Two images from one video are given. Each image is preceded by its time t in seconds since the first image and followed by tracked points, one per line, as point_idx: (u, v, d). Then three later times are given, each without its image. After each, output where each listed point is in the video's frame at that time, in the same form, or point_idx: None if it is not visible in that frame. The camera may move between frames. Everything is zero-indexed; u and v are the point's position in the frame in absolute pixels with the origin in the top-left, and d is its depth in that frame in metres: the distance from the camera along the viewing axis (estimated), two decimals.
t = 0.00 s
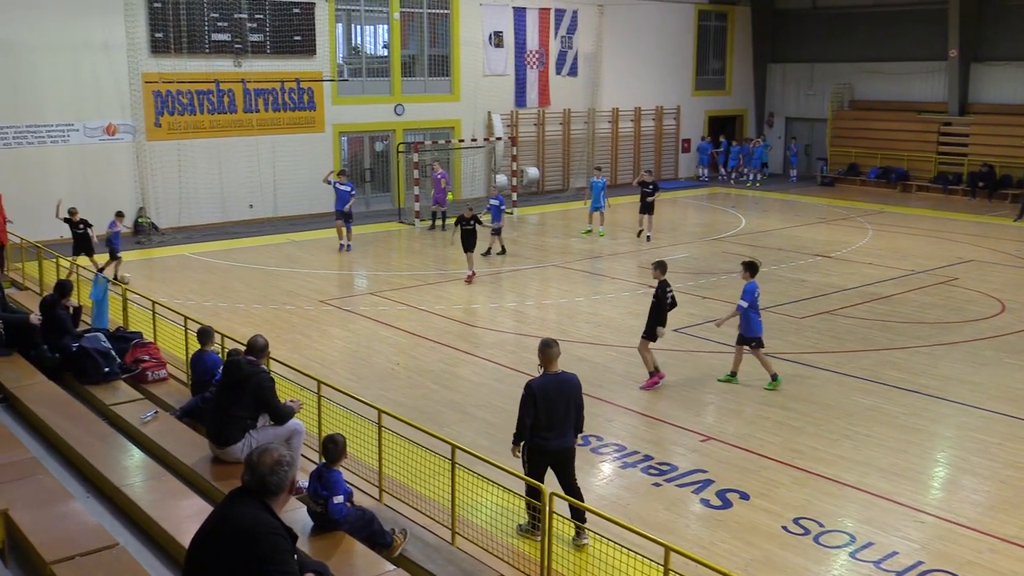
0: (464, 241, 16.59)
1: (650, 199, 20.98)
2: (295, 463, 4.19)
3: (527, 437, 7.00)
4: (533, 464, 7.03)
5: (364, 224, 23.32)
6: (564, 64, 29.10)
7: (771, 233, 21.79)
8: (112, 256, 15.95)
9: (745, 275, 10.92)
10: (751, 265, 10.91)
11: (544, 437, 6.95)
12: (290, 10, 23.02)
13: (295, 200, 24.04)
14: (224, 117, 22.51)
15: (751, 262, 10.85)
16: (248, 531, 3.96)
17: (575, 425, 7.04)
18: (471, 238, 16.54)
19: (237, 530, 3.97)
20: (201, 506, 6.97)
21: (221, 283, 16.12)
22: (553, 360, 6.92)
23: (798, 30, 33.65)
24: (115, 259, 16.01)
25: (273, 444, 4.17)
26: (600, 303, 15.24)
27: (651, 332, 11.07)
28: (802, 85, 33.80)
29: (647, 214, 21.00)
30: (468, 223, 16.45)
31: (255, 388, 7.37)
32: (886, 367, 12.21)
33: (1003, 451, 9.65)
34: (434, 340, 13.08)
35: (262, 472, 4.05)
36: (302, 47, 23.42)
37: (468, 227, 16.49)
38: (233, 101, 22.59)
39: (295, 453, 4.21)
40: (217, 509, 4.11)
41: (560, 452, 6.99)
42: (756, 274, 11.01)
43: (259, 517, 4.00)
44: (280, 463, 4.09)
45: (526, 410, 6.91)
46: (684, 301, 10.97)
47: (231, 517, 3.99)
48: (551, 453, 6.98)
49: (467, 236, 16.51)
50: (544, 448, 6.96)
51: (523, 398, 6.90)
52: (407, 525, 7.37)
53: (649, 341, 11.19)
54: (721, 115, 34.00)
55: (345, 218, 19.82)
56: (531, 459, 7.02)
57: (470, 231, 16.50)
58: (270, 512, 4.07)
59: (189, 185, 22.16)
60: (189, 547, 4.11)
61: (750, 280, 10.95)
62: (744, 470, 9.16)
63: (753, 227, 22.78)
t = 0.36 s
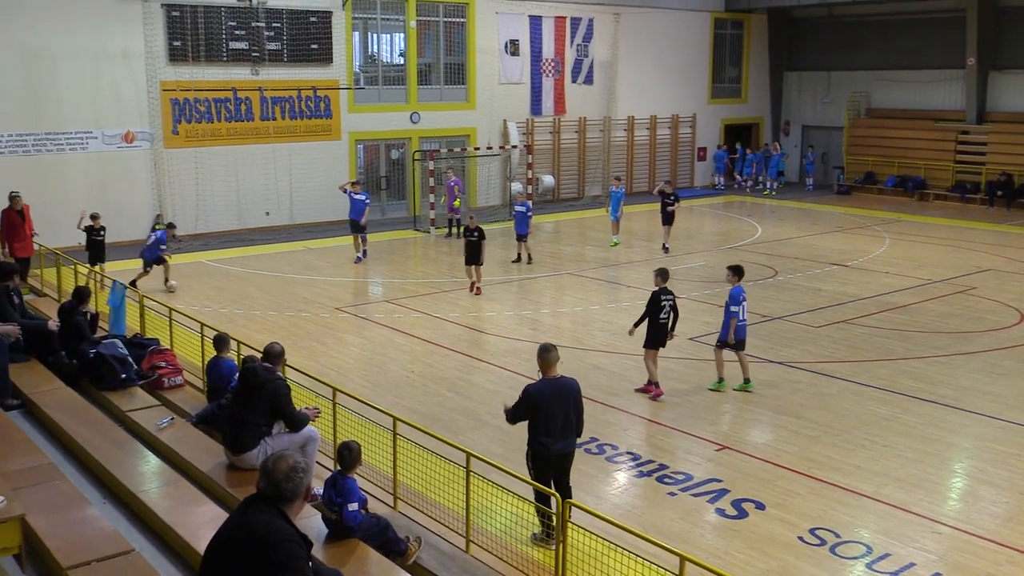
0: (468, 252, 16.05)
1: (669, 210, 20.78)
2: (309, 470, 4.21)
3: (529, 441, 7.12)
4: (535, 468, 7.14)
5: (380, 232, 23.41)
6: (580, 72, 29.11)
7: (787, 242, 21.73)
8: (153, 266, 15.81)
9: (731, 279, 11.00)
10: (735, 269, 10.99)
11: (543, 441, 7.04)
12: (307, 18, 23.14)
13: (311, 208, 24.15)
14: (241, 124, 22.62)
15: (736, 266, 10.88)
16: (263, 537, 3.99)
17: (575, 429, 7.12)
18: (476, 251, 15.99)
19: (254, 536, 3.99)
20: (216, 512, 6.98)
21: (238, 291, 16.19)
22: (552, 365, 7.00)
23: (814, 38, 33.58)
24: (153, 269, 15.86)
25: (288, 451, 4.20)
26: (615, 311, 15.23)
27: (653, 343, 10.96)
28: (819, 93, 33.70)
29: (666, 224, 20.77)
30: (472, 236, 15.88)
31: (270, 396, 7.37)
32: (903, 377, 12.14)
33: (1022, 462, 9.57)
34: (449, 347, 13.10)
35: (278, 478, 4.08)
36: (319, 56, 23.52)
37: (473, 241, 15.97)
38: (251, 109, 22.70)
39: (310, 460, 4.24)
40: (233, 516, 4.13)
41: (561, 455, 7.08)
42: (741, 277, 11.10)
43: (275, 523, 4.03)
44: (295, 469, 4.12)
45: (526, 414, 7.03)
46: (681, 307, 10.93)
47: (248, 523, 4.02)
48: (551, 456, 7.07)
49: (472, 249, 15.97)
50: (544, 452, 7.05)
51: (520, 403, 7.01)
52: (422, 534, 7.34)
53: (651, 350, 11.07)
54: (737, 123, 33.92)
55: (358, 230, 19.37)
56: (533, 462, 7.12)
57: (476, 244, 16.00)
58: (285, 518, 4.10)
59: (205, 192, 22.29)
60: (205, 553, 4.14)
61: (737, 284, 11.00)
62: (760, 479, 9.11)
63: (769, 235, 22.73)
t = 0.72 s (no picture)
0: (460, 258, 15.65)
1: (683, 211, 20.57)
2: (314, 472, 4.24)
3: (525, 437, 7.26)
4: (530, 464, 7.28)
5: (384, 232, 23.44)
6: (585, 74, 29.13)
7: (792, 243, 21.72)
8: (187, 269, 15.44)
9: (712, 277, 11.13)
10: (714, 267, 11.14)
11: (539, 438, 7.17)
12: (313, 20, 23.18)
13: (317, 210, 24.19)
14: (246, 126, 22.66)
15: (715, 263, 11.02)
16: (267, 539, 4.00)
17: (570, 427, 7.25)
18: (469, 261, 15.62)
19: (258, 537, 4.00)
20: (221, 513, 6.98)
21: (243, 292, 16.20)
22: (551, 363, 7.12)
23: (819, 39, 33.54)
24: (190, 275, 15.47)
25: (291, 453, 4.22)
26: (620, 313, 15.23)
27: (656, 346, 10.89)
28: (824, 95, 33.67)
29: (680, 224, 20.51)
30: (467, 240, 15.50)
31: (274, 399, 7.36)
32: (908, 379, 12.13)
33: None
34: (454, 349, 13.11)
35: (282, 478, 4.10)
36: (324, 57, 23.56)
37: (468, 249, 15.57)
38: (256, 111, 22.75)
39: (314, 461, 4.26)
40: (238, 516, 4.16)
41: (556, 452, 7.21)
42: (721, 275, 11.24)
43: (280, 524, 4.04)
44: (299, 470, 4.14)
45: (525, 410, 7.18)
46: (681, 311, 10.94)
47: (253, 524, 4.03)
48: (546, 454, 7.21)
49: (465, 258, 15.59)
50: (540, 449, 7.18)
51: (518, 400, 7.16)
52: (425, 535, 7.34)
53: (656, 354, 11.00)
54: (742, 125, 33.90)
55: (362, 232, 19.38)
56: (528, 459, 7.26)
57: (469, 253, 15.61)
58: (290, 519, 4.12)
59: (211, 194, 22.34)
60: (209, 553, 4.17)
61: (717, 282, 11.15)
62: (764, 481, 9.10)
63: (773, 236, 22.71)
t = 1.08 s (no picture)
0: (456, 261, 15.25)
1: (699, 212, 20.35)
2: (315, 471, 4.24)
3: (517, 425, 7.47)
4: (521, 451, 7.49)
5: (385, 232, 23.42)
6: (586, 74, 29.12)
7: (794, 243, 21.71)
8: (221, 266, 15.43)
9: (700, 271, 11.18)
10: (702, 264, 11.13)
11: (532, 427, 7.39)
12: (314, 20, 23.18)
13: (318, 209, 24.21)
14: (248, 125, 22.66)
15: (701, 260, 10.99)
16: (268, 539, 4.00)
17: (561, 417, 7.49)
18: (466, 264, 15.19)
19: (260, 537, 4.00)
20: (223, 513, 6.98)
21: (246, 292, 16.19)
22: (546, 355, 7.30)
23: (821, 39, 33.51)
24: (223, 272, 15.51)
25: (293, 452, 4.23)
26: (621, 312, 15.23)
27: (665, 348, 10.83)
28: (826, 94, 33.66)
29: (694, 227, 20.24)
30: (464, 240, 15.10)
31: (276, 398, 7.36)
32: (910, 378, 12.12)
33: None
34: (455, 348, 13.12)
35: (284, 477, 4.10)
36: (326, 57, 23.57)
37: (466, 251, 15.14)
38: (257, 110, 22.75)
39: (316, 461, 4.27)
40: (239, 516, 4.15)
41: (547, 441, 7.46)
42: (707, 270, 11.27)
43: (282, 523, 4.04)
44: (301, 469, 4.15)
45: (520, 400, 7.38)
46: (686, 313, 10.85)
47: (255, 523, 4.03)
48: (539, 442, 7.44)
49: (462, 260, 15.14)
50: (533, 437, 7.41)
51: (514, 390, 7.36)
52: (427, 534, 7.37)
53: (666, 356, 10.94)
54: (743, 124, 33.87)
55: (364, 234, 19.34)
56: (519, 446, 7.48)
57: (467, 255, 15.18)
58: (291, 519, 4.11)
59: (212, 193, 22.35)
60: (210, 553, 4.16)
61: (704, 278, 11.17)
62: (766, 481, 9.10)
63: (775, 236, 22.70)
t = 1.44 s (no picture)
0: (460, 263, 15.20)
1: (709, 212, 19.67)
2: (315, 470, 4.24)
3: (499, 421, 7.56)
4: (504, 446, 7.58)
5: (383, 231, 23.42)
6: (585, 72, 29.12)
7: (793, 242, 21.71)
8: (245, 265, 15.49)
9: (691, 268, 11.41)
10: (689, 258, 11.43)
11: (514, 422, 7.49)
12: (313, 19, 23.17)
13: (318, 208, 24.21)
14: (247, 124, 22.65)
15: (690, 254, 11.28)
16: (267, 539, 4.00)
17: (543, 411, 7.59)
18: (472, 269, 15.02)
19: (260, 536, 4.00)
20: (222, 512, 6.98)
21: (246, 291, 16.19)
22: (525, 350, 7.41)
23: (820, 38, 33.52)
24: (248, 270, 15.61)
25: (293, 451, 4.23)
26: (621, 311, 15.23)
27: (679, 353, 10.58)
28: (825, 93, 33.66)
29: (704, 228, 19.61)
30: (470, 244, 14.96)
31: (275, 396, 7.35)
32: (909, 377, 12.12)
33: None
34: (454, 347, 13.11)
35: (283, 477, 4.10)
36: (325, 55, 23.56)
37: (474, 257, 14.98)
38: (256, 109, 22.74)
39: (315, 460, 4.27)
40: (239, 515, 4.16)
41: (529, 436, 7.54)
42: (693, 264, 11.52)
43: (281, 522, 4.04)
44: (300, 468, 4.15)
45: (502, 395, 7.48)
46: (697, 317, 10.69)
47: (255, 522, 4.03)
48: (521, 436, 7.53)
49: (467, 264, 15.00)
50: (515, 432, 7.50)
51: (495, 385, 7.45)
52: (427, 534, 7.35)
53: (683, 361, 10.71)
54: (743, 123, 33.85)
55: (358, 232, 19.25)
56: (502, 441, 7.56)
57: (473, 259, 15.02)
58: (291, 518, 4.11)
59: (212, 192, 22.34)
60: (209, 553, 4.16)
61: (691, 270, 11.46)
62: (765, 480, 9.10)
63: (774, 235, 22.70)
